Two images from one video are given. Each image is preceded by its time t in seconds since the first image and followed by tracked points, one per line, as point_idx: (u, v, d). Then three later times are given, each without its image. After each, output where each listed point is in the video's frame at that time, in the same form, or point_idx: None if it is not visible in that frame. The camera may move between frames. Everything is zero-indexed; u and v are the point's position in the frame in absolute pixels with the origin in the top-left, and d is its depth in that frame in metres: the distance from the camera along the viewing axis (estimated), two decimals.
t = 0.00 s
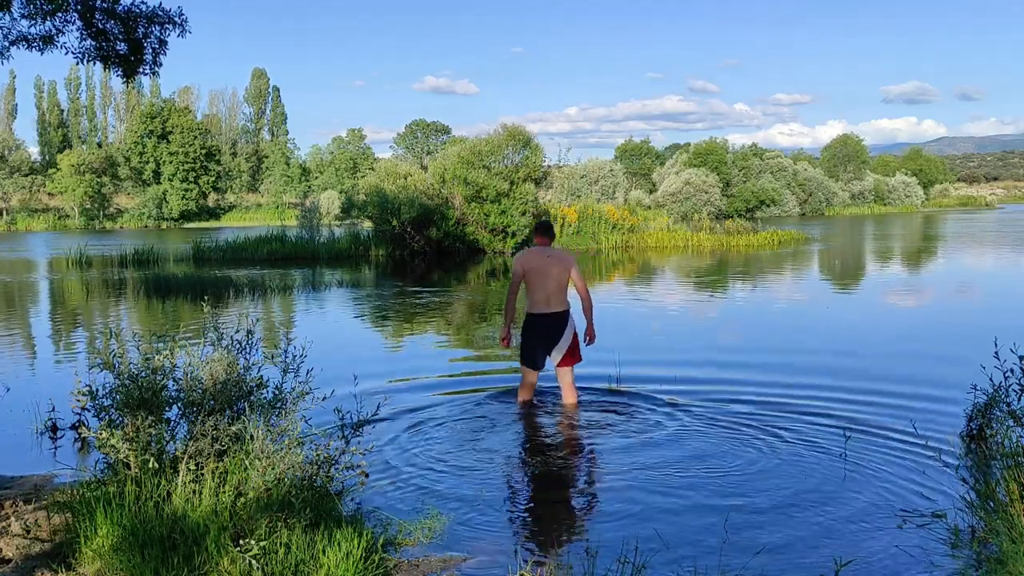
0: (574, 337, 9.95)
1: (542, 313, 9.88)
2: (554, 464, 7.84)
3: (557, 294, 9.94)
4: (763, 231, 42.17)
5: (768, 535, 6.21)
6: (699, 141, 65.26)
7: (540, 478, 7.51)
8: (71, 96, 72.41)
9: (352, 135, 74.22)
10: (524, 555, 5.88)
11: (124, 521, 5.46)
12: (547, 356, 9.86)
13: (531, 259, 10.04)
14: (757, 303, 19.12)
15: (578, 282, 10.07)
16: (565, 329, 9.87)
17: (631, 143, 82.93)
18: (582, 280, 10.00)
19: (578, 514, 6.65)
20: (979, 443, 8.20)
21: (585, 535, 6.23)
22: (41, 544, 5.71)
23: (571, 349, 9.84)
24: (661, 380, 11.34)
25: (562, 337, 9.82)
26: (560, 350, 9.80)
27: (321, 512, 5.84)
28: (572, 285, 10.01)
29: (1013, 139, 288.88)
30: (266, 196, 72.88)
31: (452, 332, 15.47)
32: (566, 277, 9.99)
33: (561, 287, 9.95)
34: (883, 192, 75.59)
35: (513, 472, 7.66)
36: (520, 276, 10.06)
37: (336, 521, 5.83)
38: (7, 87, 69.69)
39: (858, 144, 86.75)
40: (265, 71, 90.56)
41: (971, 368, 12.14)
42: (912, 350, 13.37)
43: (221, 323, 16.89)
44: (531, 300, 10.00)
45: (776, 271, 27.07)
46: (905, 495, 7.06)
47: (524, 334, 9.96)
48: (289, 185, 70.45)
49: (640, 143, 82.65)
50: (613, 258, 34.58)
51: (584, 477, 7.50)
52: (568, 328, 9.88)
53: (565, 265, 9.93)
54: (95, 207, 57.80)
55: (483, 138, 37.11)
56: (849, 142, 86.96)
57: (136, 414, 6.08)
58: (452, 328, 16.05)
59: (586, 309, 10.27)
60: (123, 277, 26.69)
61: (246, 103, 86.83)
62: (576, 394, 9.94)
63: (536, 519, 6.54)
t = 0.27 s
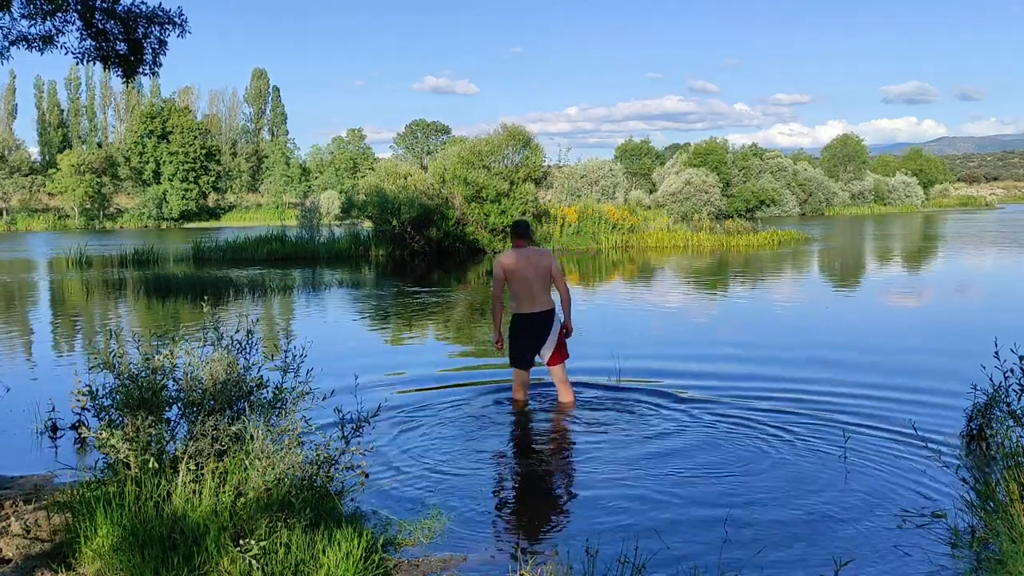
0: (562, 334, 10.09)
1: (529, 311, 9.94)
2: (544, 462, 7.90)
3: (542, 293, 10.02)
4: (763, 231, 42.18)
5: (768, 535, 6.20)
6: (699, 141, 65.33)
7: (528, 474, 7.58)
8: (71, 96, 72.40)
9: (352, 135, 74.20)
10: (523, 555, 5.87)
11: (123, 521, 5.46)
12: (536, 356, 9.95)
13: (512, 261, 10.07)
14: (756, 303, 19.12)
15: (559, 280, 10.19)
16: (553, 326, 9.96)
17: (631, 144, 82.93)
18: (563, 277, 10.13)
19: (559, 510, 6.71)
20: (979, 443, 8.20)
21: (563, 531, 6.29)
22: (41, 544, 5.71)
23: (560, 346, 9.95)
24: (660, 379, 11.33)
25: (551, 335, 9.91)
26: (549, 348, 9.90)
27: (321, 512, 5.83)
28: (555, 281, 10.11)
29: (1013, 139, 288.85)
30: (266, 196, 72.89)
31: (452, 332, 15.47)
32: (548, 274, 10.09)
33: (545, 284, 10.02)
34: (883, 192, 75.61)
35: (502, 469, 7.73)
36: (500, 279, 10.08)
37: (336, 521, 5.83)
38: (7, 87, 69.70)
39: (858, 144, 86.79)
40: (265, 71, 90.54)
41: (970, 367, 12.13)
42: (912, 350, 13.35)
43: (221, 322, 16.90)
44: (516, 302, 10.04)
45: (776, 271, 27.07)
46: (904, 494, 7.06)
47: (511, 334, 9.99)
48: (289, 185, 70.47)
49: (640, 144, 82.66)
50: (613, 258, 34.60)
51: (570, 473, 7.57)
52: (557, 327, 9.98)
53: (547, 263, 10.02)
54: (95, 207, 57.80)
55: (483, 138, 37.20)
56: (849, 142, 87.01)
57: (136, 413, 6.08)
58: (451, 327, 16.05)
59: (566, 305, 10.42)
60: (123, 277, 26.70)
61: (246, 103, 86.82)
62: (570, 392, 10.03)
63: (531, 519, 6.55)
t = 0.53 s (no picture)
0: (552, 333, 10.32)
1: (521, 311, 10.11)
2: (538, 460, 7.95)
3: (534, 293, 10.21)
4: (763, 231, 42.18)
5: (768, 535, 6.21)
6: (699, 141, 65.35)
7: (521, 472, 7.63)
8: (71, 96, 72.39)
9: (352, 135, 74.17)
10: (523, 555, 5.87)
11: (123, 521, 5.46)
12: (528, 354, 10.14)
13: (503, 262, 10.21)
14: (756, 303, 19.11)
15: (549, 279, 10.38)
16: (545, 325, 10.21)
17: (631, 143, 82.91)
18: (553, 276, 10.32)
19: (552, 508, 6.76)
20: (979, 443, 8.20)
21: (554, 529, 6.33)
22: (41, 544, 5.71)
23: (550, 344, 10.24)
24: (660, 379, 11.32)
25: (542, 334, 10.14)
26: (541, 346, 10.16)
27: (321, 512, 5.83)
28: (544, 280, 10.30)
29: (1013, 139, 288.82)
30: (266, 196, 72.88)
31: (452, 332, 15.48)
32: (538, 273, 10.27)
33: (536, 284, 10.22)
34: (883, 192, 75.59)
35: (495, 468, 7.78)
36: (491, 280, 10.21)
37: (336, 521, 5.82)
38: (7, 87, 69.71)
39: (858, 143, 86.78)
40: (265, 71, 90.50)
41: (970, 367, 12.14)
42: (911, 350, 13.35)
43: (221, 322, 16.90)
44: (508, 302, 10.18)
45: (776, 271, 27.06)
46: (904, 494, 7.06)
47: (503, 334, 10.14)
48: (289, 185, 70.50)
49: (640, 143, 82.65)
50: (613, 258, 34.58)
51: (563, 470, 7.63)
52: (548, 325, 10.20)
53: (538, 263, 10.19)
54: (95, 207, 57.79)
55: (483, 138, 37.23)
56: (849, 142, 87.01)
57: (136, 413, 6.08)
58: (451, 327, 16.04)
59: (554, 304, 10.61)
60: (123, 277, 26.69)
61: (246, 103, 86.83)
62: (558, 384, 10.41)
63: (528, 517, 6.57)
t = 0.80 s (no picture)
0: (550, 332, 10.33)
1: (520, 312, 10.11)
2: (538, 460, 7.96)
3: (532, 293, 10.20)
4: (763, 231, 42.18)
5: (769, 535, 6.21)
6: (699, 141, 65.37)
7: (522, 472, 7.63)
8: (71, 96, 72.38)
9: (352, 135, 74.14)
10: (523, 555, 5.88)
11: (123, 521, 5.46)
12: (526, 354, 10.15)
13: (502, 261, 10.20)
14: (756, 303, 19.11)
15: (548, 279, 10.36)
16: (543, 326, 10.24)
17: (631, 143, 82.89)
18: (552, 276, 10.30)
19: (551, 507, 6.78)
20: (979, 443, 8.20)
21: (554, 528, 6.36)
22: (41, 544, 5.71)
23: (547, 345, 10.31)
24: (661, 379, 11.31)
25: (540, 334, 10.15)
26: (538, 347, 10.18)
27: (321, 512, 5.83)
28: (544, 280, 10.29)
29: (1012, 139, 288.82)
30: (266, 196, 72.87)
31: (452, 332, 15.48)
32: (538, 275, 10.25)
33: (535, 285, 10.21)
34: (883, 192, 75.59)
35: (494, 468, 7.77)
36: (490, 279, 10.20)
37: (336, 521, 5.82)
38: (7, 87, 69.70)
39: (858, 143, 86.80)
40: (265, 71, 90.49)
41: (970, 368, 12.14)
42: (911, 350, 13.35)
43: (221, 322, 16.90)
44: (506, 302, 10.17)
45: (776, 271, 27.06)
46: (905, 494, 7.06)
47: (501, 334, 10.14)
48: (289, 185, 70.52)
49: (640, 143, 82.64)
50: (613, 258, 34.58)
51: (561, 470, 7.64)
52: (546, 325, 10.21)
53: (539, 264, 10.17)
54: (95, 207, 57.78)
55: (483, 138, 37.26)
56: (848, 142, 87.04)
57: (136, 413, 6.08)
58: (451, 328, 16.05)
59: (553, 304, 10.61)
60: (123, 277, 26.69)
61: (246, 103, 86.81)
62: (549, 380, 10.54)
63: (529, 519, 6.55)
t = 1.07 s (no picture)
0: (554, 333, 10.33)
1: (524, 311, 10.12)
2: (541, 459, 7.98)
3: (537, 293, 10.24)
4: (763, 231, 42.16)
5: (768, 535, 6.21)
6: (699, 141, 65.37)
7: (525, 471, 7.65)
8: (71, 96, 72.35)
9: (352, 135, 74.08)
10: (523, 555, 5.87)
11: (124, 521, 5.46)
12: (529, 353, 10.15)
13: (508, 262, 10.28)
14: (756, 303, 19.10)
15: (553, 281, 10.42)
16: (547, 326, 10.19)
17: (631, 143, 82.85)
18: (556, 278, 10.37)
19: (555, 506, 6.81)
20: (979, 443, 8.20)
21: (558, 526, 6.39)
22: (41, 544, 5.71)
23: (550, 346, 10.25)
24: (661, 379, 11.31)
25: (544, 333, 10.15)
26: (542, 346, 10.17)
27: (321, 512, 5.83)
28: (549, 282, 10.34)
29: (1012, 139, 288.78)
30: (266, 196, 72.85)
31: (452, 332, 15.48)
32: (543, 276, 10.32)
33: (540, 285, 10.26)
34: (883, 192, 75.56)
35: (498, 467, 7.78)
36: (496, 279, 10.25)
37: (336, 521, 5.82)
38: (7, 87, 69.68)
39: (858, 143, 86.79)
40: (265, 71, 90.45)
41: (970, 368, 12.13)
42: (912, 350, 13.34)
43: (221, 322, 16.90)
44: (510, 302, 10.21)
45: (776, 271, 27.04)
46: (905, 494, 7.05)
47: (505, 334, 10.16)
48: (289, 185, 70.54)
49: (641, 143, 82.62)
50: (613, 257, 34.57)
51: (564, 469, 7.67)
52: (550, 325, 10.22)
53: (544, 265, 10.26)
54: (95, 207, 57.75)
55: (483, 138, 37.25)
56: (848, 142, 87.04)
57: (136, 413, 6.08)
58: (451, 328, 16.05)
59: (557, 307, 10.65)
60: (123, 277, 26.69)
61: (246, 103, 86.78)
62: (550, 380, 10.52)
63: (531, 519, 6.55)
